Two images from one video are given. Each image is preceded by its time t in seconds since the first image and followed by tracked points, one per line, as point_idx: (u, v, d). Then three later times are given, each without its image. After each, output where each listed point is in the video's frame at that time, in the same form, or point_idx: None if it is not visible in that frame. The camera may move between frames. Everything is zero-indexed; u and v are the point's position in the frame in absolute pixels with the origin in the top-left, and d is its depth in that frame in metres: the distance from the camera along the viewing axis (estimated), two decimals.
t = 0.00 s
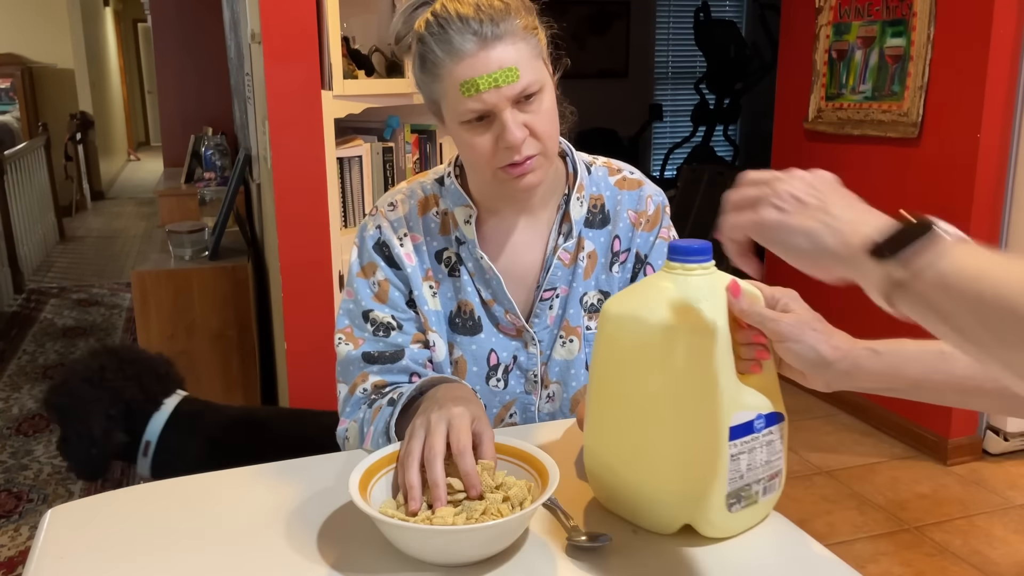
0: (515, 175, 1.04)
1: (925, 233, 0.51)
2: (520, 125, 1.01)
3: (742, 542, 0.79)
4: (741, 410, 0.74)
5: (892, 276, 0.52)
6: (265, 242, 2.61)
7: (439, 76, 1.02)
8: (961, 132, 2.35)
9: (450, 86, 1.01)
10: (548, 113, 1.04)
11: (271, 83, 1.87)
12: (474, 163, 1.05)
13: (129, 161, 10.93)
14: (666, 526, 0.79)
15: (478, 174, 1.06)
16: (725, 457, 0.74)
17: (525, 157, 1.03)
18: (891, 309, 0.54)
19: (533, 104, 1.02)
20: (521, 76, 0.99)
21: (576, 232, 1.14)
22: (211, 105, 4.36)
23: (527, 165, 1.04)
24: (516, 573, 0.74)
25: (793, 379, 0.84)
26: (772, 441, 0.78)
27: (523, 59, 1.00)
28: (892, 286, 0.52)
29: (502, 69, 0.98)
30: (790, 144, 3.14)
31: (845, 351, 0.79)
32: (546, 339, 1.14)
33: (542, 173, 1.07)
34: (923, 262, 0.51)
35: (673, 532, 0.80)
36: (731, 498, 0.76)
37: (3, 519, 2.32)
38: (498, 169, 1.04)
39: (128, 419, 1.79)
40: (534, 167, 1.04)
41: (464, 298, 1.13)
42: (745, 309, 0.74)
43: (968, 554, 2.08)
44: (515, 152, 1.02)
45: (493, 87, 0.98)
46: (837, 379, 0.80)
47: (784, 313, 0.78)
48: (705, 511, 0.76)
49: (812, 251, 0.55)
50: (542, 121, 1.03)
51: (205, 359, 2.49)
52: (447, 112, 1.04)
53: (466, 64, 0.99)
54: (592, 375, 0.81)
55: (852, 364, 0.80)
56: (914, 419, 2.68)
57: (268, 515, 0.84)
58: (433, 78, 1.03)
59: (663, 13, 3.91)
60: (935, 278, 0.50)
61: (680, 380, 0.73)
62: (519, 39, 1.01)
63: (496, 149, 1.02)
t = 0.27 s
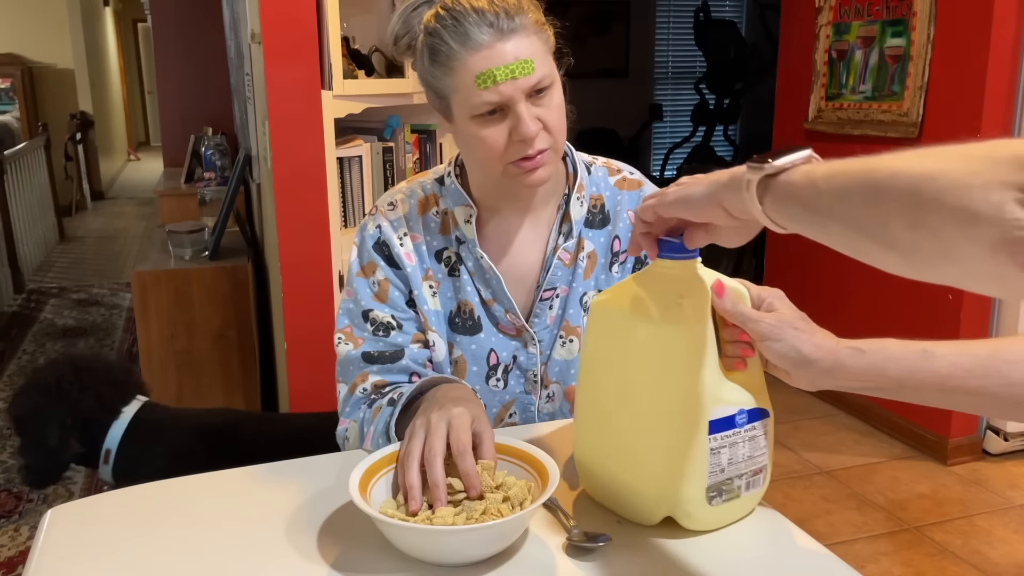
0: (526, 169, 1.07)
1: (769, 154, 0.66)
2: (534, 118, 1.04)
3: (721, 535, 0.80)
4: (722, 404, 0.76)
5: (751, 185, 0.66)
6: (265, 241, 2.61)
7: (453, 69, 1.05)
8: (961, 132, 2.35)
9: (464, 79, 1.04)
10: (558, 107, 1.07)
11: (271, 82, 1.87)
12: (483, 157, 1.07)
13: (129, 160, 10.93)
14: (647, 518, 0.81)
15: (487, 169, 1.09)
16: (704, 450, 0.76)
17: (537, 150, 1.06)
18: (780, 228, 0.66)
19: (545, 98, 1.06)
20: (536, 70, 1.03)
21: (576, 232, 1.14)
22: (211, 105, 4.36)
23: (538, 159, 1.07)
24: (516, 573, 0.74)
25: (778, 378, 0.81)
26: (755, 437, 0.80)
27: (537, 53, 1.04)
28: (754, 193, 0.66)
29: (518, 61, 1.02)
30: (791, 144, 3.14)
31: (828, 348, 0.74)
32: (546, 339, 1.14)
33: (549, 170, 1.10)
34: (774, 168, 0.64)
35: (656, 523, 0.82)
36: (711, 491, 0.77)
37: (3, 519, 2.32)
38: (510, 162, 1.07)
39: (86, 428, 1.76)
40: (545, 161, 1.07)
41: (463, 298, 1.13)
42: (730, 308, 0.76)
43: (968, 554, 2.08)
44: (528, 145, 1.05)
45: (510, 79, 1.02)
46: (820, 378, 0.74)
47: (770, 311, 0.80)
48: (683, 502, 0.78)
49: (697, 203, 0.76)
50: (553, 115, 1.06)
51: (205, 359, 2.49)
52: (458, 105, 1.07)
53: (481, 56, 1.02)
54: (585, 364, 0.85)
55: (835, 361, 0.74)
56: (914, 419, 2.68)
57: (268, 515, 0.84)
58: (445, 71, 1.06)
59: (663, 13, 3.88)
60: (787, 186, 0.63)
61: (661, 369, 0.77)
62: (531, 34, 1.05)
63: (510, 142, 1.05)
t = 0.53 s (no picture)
0: (527, 168, 1.07)
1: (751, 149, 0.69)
2: (538, 118, 1.04)
3: (715, 531, 0.80)
4: (711, 403, 0.76)
5: (732, 177, 0.69)
6: (265, 241, 2.61)
7: (458, 67, 1.05)
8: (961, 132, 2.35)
9: (469, 76, 1.04)
10: (562, 108, 1.07)
11: (271, 82, 1.87)
12: (485, 156, 1.07)
13: (128, 160, 10.93)
14: (638, 514, 0.82)
15: (489, 167, 1.09)
16: (693, 448, 0.77)
17: (540, 150, 1.06)
18: (760, 222, 0.68)
19: (549, 99, 1.06)
20: (541, 69, 1.03)
21: (575, 232, 1.14)
22: (211, 105, 4.36)
23: (540, 159, 1.07)
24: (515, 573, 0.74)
25: (773, 378, 0.82)
26: (746, 436, 0.80)
27: (542, 54, 1.05)
28: (734, 185, 0.69)
29: (523, 60, 1.02)
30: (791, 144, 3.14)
31: (820, 348, 0.75)
32: (546, 338, 1.14)
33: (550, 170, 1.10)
34: (753, 162, 0.67)
35: (646, 520, 0.82)
36: (701, 488, 0.78)
37: (4, 519, 2.32)
38: (512, 161, 1.07)
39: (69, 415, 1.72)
40: (547, 161, 1.08)
41: (463, 297, 1.13)
42: (722, 309, 0.76)
43: (968, 554, 2.08)
44: (531, 144, 1.05)
45: (515, 78, 1.02)
46: (813, 376, 0.75)
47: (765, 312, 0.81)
48: (672, 499, 0.78)
49: (681, 202, 0.78)
50: (557, 116, 1.06)
51: (205, 359, 2.49)
52: (461, 103, 1.07)
53: (487, 54, 1.03)
54: (577, 363, 0.85)
55: (828, 360, 0.75)
56: (913, 419, 2.68)
57: (268, 515, 0.84)
58: (449, 69, 1.06)
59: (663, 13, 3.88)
60: (766, 178, 0.66)
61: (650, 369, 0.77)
62: (536, 34, 1.05)
63: (513, 142, 1.05)
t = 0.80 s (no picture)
0: (525, 164, 1.07)
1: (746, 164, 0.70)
2: (535, 113, 1.04)
3: (716, 532, 0.80)
4: (711, 403, 0.77)
5: (730, 189, 0.69)
6: (265, 241, 2.61)
7: (456, 62, 1.05)
8: (961, 132, 2.35)
9: (467, 71, 1.04)
10: (558, 104, 1.07)
11: (271, 82, 1.87)
12: (483, 152, 1.07)
13: (128, 160, 10.93)
14: (638, 514, 0.82)
15: (487, 163, 1.09)
16: (693, 448, 0.77)
17: (537, 146, 1.06)
18: (757, 234, 0.68)
19: (546, 95, 1.06)
20: (538, 64, 1.04)
21: (572, 228, 1.14)
22: (211, 105, 4.36)
23: (538, 154, 1.07)
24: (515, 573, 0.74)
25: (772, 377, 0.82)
26: (746, 436, 0.80)
27: (539, 49, 1.05)
28: (732, 197, 0.69)
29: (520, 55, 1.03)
30: (791, 144, 3.14)
31: (819, 347, 0.75)
32: (544, 334, 1.14)
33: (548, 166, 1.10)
34: (751, 174, 0.68)
35: (646, 520, 0.82)
36: (701, 488, 0.78)
37: (4, 519, 2.32)
38: (509, 157, 1.07)
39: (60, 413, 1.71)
40: (546, 156, 1.07)
41: (461, 295, 1.13)
42: (722, 308, 0.77)
43: (968, 554, 2.08)
44: (528, 139, 1.05)
45: (512, 73, 1.02)
46: (813, 375, 0.75)
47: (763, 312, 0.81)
48: (673, 499, 0.78)
49: (679, 212, 0.77)
50: (553, 112, 1.06)
51: (205, 359, 2.49)
52: (458, 98, 1.07)
53: (484, 49, 1.03)
54: (578, 363, 0.85)
55: (828, 359, 0.75)
56: (913, 418, 2.68)
57: (268, 515, 0.84)
58: (447, 64, 1.07)
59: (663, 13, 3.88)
60: (762, 191, 0.66)
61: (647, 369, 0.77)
62: (533, 30, 1.06)
63: (511, 138, 1.05)
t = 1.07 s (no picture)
0: (522, 159, 1.07)
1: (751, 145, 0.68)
2: (533, 108, 1.04)
3: (716, 531, 0.80)
4: (712, 403, 0.77)
5: (732, 170, 0.68)
6: (265, 241, 2.61)
7: (455, 56, 1.06)
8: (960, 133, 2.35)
9: (465, 66, 1.04)
10: (557, 99, 1.07)
11: (271, 82, 1.87)
12: (482, 147, 1.07)
13: (128, 160, 10.93)
14: (638, 514, 0.82)
15: (485, 158, 1.09)
16: (693, 448, 0.77)
17: (534, 140, 1.06)
18: (757, 215, 0.67)
19: (544, 89, 1.06)
20: (536, 58, 1.04)
21: (572, 224, 1.14)
22: (211, 105, 4.36)
23: (536, 149, 1.07)
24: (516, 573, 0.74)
25: (773, 378, 0.82)
26: (746, 437, 0.80)
27: (537, 44, 1.05)
28: (733, 177, 0.67)
29: (518, 49, 1.03)
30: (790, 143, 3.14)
31: (820, 345, 0.75)
32: (544, 330, 1.14)
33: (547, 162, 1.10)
34: (754, 155, 0.66)
35: (646, 519, 0.82)
36: (701, 489, 0.78)
37: (3, 519, 2.32)
38: (507, 152, 1.06)
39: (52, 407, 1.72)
40: (543, 151, 1.07)
41: (461, 291, 1.13)
42: (722, 309, 0.77)
43: (968, 554, 2.08)
44: (526, 134, 1.05)
45: (510, 66, 1.03)
46: (815, 375, 0.75)
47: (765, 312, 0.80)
48: (673, 499, 0.78)
49: (681, 195, 0.76)
50: (552, 106, 1.06)
51: (205, 358, 2.49)
52: (457, 93, 1.07)
53: (483, 43, 1.03)
54: (577, 363, 0.85)
55: (829, 358, 0.75)
56: (913, 418, 2.68)
57: (268, 515, 0.84)
58: (446, 59, 1.07)
59: (663, 13, 3.88)
60: (766, 169, 0.65)
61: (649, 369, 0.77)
62: (532, 25, 1.06)
63: (508, 132, 1.05)
